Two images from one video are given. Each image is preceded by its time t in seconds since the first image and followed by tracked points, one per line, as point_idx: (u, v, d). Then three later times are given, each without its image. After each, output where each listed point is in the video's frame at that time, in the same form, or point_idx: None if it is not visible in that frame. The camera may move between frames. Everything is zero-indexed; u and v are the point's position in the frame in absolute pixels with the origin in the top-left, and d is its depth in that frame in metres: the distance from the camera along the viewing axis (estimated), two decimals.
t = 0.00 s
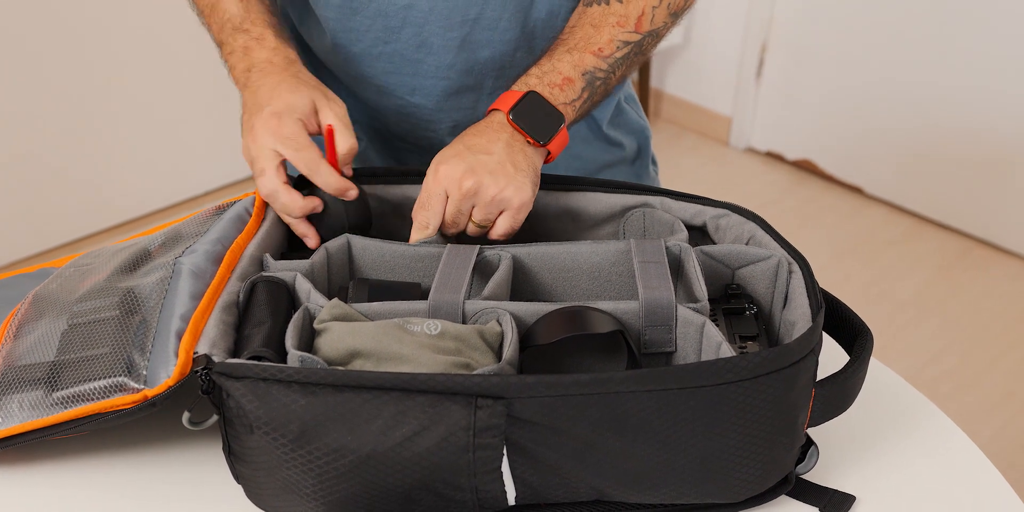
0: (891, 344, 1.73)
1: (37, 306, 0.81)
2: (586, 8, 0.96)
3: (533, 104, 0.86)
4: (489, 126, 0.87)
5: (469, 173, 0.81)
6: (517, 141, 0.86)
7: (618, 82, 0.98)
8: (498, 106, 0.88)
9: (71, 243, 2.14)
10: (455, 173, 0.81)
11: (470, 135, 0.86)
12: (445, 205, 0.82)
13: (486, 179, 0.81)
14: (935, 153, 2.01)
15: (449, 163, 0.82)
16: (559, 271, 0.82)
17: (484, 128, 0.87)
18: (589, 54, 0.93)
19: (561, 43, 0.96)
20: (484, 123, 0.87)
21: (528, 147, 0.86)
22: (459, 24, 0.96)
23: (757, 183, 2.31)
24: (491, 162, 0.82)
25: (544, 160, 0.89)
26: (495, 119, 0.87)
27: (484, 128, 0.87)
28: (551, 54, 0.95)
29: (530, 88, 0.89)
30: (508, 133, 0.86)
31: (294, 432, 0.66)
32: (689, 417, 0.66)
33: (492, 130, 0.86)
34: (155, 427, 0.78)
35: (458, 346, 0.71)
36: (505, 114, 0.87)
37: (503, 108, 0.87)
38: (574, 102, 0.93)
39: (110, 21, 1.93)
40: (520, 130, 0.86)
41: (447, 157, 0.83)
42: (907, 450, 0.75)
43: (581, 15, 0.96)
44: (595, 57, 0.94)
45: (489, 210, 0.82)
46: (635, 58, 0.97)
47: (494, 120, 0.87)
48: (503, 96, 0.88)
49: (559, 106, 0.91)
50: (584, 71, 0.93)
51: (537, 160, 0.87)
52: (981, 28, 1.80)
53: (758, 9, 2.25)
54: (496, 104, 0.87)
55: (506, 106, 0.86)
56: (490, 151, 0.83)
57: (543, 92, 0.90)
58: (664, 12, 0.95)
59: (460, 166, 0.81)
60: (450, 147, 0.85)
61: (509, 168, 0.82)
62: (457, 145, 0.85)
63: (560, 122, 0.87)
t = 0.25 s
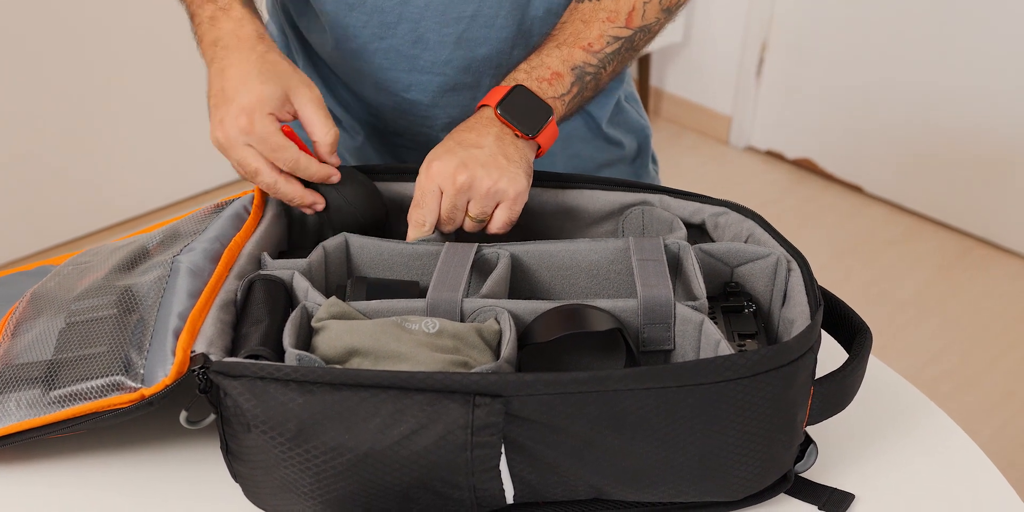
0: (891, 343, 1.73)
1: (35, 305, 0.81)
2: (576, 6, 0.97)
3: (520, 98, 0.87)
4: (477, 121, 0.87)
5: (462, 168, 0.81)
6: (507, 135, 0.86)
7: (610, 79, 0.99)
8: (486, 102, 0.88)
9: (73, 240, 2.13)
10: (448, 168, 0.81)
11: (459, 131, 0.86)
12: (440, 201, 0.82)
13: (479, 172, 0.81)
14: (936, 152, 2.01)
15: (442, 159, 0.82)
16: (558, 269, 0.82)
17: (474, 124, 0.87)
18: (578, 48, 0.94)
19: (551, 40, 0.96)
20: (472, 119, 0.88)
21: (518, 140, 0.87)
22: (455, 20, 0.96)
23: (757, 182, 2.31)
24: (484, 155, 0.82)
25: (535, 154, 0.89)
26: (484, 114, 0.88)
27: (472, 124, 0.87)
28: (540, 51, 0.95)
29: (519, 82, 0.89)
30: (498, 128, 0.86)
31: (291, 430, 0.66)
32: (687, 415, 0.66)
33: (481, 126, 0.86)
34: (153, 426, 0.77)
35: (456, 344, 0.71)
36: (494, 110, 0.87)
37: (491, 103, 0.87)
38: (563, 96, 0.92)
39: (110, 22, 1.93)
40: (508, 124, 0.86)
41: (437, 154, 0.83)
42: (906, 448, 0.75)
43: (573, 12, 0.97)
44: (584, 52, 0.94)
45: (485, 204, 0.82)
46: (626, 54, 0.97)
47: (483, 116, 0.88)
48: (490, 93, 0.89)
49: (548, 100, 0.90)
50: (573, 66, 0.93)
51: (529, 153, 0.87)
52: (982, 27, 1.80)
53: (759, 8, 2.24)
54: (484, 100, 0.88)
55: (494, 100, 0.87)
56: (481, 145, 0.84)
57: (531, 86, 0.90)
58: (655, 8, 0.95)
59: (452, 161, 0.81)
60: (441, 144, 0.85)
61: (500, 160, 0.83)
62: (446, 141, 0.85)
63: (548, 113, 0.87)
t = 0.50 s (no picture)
0: (892, 343, 1.73)
1: (36, 302, 0.81)
2: None
3: (517, 90, 0.86)
4: (475, 113, 0.86)
5: (458, 162, 0.81)
6: (504, 125, 0.86)
7: (609, 72, 0.99)
8: (483, 93, 0.88)
9: (74, 239, 2.14)
10: (443, 165, 0.81)
11: (456, 125, 0.86)
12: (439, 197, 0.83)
13: (475, 166, 0.80)
14: (937, 152, 2.01)
15: (438, 155, 0.82)
16: (559, 268, 0.81)
17: (470, 117, 0.86)
18: (577, 40, 0.94)
19: (552, 32, 0.97)
20: (470, 111, 0.87)
21: (516, 129, 0.86)
22: (450, 9, 0.96)
23: (758, 181, 2.31)
24: (480, 148, 0.82)
25: (534, 144, 0.89)
26: (482, 106, 0.87)
27: (470, 116, 0.86)
28: (540, 43, 0.95)
29: (517, 73, 0.90)
30: (495, 120, 0.85)
31: (292, 428, 0.66)
32: (688, 414, 0.66)
33: (478, 118, 0.86)
34: (154, 423, 0.78)
35: (457, 343, 0.71)
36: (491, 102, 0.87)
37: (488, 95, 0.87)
38: (562, 87, 0.93)
39: (110, 21, 1.93)
40: (505, 114, 0.86)
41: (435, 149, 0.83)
42: (907, 448, 0.75)
43: (574, 5, 0.98)
44: (583, 44, 0.94)
45: (484, 197, 0.82)
46: (626, 48, 0.97)
47: (481, 107, 0.87)
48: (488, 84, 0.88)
49: (546, 91, 0.91)
50: (571, 57, 0.93)
51: (527, 143, 0.87)
52: (983, 27, 1.79)
53: (760, 7, 2.24)
54: (481, 92, 0.87)
55: (491, 92, 0.87)
56: (477, 137, 0.83)
57: (529, 76, 0.90)
58: (655, 3, 0.95)
59: (447, 156, 0.81)
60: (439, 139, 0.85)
61: (497, 152, 0.82)
62: (444, 135, 0.85)
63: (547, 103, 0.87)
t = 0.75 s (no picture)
0: (893, 342, 1.72)
1: (39, 302, 0.81)
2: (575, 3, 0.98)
3: (523, 92, 0.87)
4: (480, 115, 0.87)
5: (473, 153, 0.81)
6: (510, 130, 0.86)
7: (609, 75, 0.99)
8: (487, 99, 0.88)
9: (76, 239, 2.14)
10: (458, 154, 0.81)
11: (462, 126, 0.86)
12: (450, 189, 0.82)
13: (489, 157, 0.81)
14: (938, 151, 2.00)
15: (452, 147, 0.82)
16: (562, 268, 0.81)
17: (475, 118, 0.87)
18: (577, 44, 0.94)
19: (551, 38, 0.97)
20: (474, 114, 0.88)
21: (521, 135, 0.86)
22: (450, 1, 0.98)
23: (759, 180, 2.31)
24: (492, 143, 0.83)
25: (538, 147, 0.88)
26: (487, 109, 0.88)
27: (474, 119, 0.87)
28: (540, 48, 0.95)
29: (519, 77, 0.89)
30: (501, 121, 0.86)
31: (295, 428, 0.66)
32: (692, 413, 0.66)
33: (484, 119, 0.87)
34: (157, 423, 0.78)
35: (461, 343, 0.71)
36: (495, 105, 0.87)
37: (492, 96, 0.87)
38: (564, 91, 0.93)
39: (110, 22, 1.93)
40: (511, 119, 0.86)
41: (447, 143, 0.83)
42: (911, 447, 0.75)
43: (571, 10, 0.98)
44: (583, 47, 0.94)
45: (496, 190, 0.82)
46: (626, 49, 0.97)
47: (484, 111, 0.88)
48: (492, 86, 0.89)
49: (549, 95, 0.90)
50: (572, 61, 0.94)
51: (532, 146, 0.86)
52: (983, 27, 1.79)
53: (760, 6, 2.24)
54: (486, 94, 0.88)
55: (495, 96, 0.87)
56: (486, 134, 0.84)
57: (532, 81, 0.90)
58: (653, 4, 0.95)
59: (462, 147, 0.81)
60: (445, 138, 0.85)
61: (508, 147, 0.83)
62: (451, 133, 0.85)
63: (551, 106, 0.87)
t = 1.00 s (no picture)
0: (893, 340, 1.72)
1: (38, 300, 0.81)
2: None
3: (533, 84, 0.87)
4: (488, 111, 0.87)
5: (481, 155, 0.81)
6: (518, 122, 0.86)
7: (615, 68, 0.99)
8: (495, 90, 0.88)
9: (76, 238, 2.14)
10: (467, 158, 0.80)
11: (472, 120, 0.86)
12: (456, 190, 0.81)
13: (498, 159, 0.81)
14: (938, 150, 2.00)
15: (459, 149, 0.82)
16: (561, 265, 0.82)
17: (486, 112, 0.87)
18: (586, 37, 0.94)
19: (559, 29, 0.97)
20: (482, 109, 0.87)
21: (529, 127, 0.86)
22: None
23: (759, 179, 2.31)
24: (501, 142, 0.82)
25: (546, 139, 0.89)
26: (496, 102, 0.87)
27: (482, 115, 0.87)
28: (548, 40, 0.95)
29: (528, 69, 0.90)
30: (509, 115, 0.86)
31: (295, 424, 0.66)
32: (691, 410, 0.66)
33: (492, 116, 0.86)
34: (156, 420, 0.78)
35: (460, 339, 0.71)
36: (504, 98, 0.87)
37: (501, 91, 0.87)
38: (572, 84, 0.93)
39: (110, 21, 1.93)
40: (519, 110, 0.86)
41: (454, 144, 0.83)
42: (911, 444, 0.75)
43: (576, 3, 0.98)
44: (591, 41, 0.94)
45: (507, 192, 0.81)
46: (632, 44, 0.97)
47: (492, 104, 0.87)
48: (500, 80, 0.89)
49: (558, 87, 0.91)
50: (581, 54, 0.93)
51: (540, 139, 0.87)
52: (982, 26, 1.80)
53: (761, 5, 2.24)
54: (494, 88, 0.88)
55: (504, 88, 0.87)
56: (495, 132, 0.84)
57: (541, 73, 0.90)
58: None
59: (470, 149, 0.81)
60: (453, 136, 0.84)
61: (517, 147, 0.83)
62: (459, 131, 0.85)
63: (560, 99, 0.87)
